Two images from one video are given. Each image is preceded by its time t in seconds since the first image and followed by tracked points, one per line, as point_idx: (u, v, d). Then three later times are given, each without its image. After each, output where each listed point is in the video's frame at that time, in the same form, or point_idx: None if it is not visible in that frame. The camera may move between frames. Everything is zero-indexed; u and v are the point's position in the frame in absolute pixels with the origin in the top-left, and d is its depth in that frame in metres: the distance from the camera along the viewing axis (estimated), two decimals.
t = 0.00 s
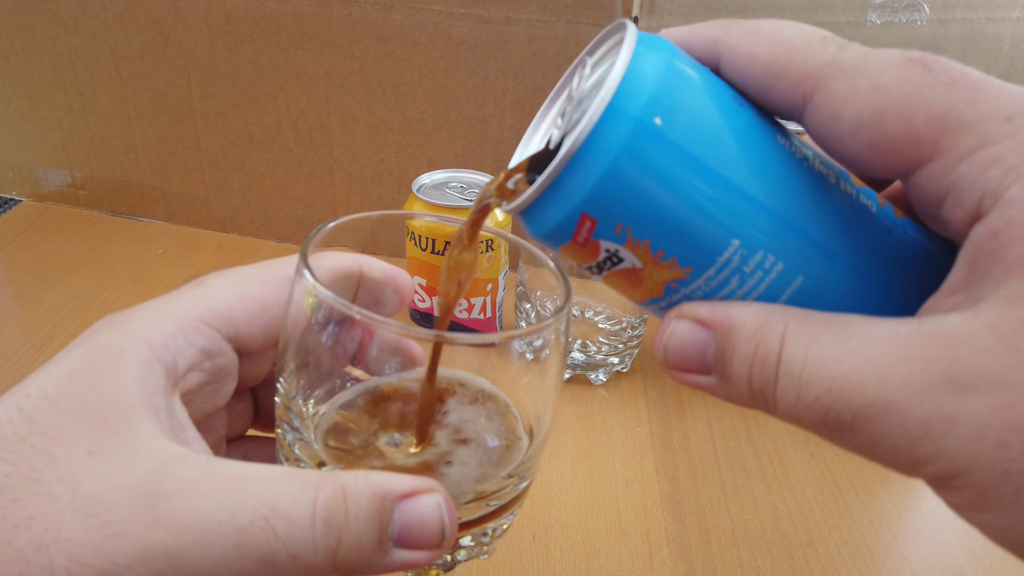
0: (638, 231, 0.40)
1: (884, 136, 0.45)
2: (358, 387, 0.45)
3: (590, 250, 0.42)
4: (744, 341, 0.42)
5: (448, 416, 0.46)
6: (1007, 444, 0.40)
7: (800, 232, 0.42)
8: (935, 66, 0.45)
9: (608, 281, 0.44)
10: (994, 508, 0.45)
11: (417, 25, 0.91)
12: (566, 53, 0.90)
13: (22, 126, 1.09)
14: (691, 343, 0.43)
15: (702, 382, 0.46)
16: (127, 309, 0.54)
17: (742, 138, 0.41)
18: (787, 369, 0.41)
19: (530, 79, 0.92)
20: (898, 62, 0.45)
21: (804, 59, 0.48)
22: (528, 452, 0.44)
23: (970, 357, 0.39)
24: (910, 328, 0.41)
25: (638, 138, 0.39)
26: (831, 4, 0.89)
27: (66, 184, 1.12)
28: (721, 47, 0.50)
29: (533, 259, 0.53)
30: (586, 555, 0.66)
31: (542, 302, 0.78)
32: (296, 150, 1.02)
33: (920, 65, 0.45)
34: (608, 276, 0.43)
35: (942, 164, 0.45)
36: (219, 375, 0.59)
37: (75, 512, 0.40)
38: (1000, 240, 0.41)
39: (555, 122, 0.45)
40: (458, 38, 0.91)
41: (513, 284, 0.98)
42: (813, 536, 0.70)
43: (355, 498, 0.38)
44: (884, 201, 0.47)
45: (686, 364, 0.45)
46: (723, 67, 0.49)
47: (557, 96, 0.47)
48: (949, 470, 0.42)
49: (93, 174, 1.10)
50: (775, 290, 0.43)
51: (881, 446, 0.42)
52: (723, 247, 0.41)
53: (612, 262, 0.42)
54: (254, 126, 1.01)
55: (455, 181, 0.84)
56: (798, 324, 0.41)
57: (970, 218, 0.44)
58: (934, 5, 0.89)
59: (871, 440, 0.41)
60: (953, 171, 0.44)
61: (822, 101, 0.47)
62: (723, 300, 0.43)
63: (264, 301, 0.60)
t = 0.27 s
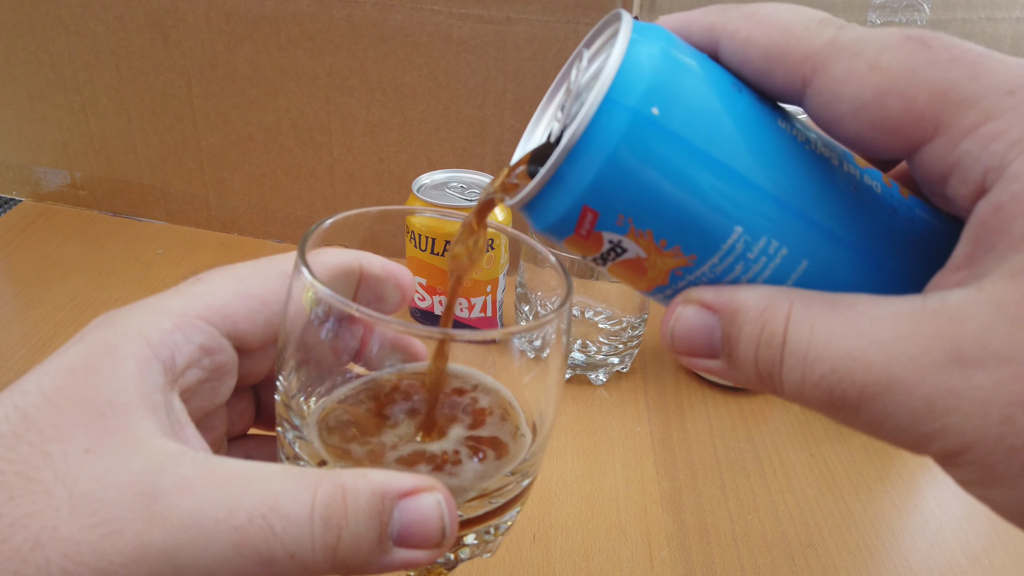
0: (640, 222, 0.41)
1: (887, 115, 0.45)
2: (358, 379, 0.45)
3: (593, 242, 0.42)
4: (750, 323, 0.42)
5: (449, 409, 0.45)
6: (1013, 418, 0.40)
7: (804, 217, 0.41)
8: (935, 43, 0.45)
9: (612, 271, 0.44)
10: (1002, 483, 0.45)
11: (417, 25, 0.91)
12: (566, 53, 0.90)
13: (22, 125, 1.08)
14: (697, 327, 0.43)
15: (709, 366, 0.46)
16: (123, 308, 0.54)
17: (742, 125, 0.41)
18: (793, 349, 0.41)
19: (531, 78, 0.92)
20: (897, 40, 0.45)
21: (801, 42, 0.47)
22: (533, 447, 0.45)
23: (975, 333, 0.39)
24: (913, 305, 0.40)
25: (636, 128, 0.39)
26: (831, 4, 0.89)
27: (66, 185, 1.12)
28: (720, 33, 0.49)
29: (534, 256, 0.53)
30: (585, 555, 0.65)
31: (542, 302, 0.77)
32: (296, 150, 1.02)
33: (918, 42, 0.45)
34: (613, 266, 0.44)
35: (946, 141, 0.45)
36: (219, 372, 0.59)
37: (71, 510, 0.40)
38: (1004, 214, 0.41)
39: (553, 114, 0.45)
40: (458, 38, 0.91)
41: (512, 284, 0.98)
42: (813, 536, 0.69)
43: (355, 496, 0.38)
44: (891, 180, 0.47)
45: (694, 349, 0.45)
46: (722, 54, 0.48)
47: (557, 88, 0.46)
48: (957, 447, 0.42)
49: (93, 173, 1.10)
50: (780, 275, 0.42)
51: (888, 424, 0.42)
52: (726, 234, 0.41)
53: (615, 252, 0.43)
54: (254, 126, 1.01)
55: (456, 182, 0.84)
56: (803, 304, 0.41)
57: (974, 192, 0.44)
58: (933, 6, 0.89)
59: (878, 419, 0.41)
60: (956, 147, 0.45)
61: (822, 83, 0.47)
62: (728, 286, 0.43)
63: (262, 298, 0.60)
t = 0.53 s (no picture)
0: (634, 217, 0.41)
1: (877, 103, 0.45)
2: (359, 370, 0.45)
3: (588, 238, 0.42)
4: (747, 315, 0.42)
5: (447, 406, 0.45)
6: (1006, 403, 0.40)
7: (797, 206, 0.41)
8: (924, 29, 0.44)
9: (609, 266, 0.44)
10: (999, 468, 0.45)
11: (417, 25, 0.91)
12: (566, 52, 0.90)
13: (21, 125, 1.08)
14: (695, 321, 0.43)
15: (708, 358, 0.46)
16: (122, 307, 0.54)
17: (733, 117, 0.41)
18: (788, 340, 0.41)
19: (531, 78, 0.92)
20: (887, 28, 0.44)
21: (790, 34, 0.47)
22: (535, 444, 0.44)
23: (966, 318, 0.39)
24: (906, 292, 0.40)
25: (626, 123, 0.39)
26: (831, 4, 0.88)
27: (66, 184, 1.12)
28: (710, 26, 0.49)
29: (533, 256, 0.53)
30: (586, 555, 0.65)
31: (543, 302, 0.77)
32: (296, 150, 1.02)
33: (907, 29, 0.44)
34: (609, 261, 0.44)
35: (937, 127, 0.45)
36: (218, 372, 0.59)
37: (69, 509, 0.40)
38: (993, 200, 0.41)
39: (546, 111, 0.45)
40: (458, 39, 0.91)
41: (513, 284, 0.98)
42: (814, 536, 0.69)
43: (353, 496, 0.38)
44: (886, 166, 0.47)
45: (692, 342, 0.45)
46: (712, 46, 0.49)
47: (549, 86, 0.46)
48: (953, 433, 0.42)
49: (93, 173, 1.10)
50: (775, 266, 0.42)
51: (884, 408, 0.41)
52: (720, 227, 0.41)
53: (611, 247, 0.43)
54: (254, 126, 1.01)
55: (455, 181, 0.84)
56: (798, 294, 0.41)
57: (966, 177, 0.44)
58: (934, 6, 0.89)
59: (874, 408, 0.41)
60: (947, 133, 0.44)
61: (812, 73, 0.47)
62: (723, 278, 0.43)
63: (262, 298, 0.60)
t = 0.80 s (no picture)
0: (635, 212, 0.41)
1: (877, 95, 0.45)
2: (361, 371, 0.45)
3: (590, 234, 0.43)
4: (750, 307, 0.42)
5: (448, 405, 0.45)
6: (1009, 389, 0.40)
7: (799, 197, 0.41)
8: (921, 19, 0.45)
9: (612, 261, 0.45)
10: (1004, 455, 0.44)
11: (417, 25, 0.91)
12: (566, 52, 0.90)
13: (21, 125, 1.09)
14: (698, 313, 0.44)
15: (714, 350, 0.47)
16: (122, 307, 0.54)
17: (733, 111, 0.41)
18: (791, 332, 0.41)
19: (531, 77, 0.92)
20: (885, 19, 0.45)
21: (789, 26, 0.47)
22: (535, 442, 0.45)
23: (968, 305, 0.39)
24: (908, 281, 0.40)
25: (626, 119, 0.39)
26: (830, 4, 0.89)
27: (66, 185, 1.12)
28: (709, 20, 0.48)
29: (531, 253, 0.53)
30: (586, 555, 0.66)
31: (543, 302, 0.77)
32: (296, 150, 1.02)
33: (905, 19, 0.45)
34: (612, 256, 0.44)
35: (937, 117, 0.45)
36: (217, 372, 0.59)
37: (70, 509, 0.40)
38: (994, 186, 0.41)
39: (547, 109, 0.45)
40: (458, 39, 0.91)
41: (512, 283, 0.98)
42: (814, 536, 0.69)
43: (353, 496, 0.38)
44: (888, 155, 0.46)
45: (696, 335, 0.46)
46: (711, 40, 0.48)
47: (550, 83, 0.46)
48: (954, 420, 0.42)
49: (93, 173, 1.10)
50: (778, 258, 0.42)
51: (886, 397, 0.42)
52: (722, 220, 0.41)
53: (613, 242, 0.43)
54: (254, 127, 1.01)
55: (455, 181, 0.84)
56: (800, 286, 0.41)
57: (967, 166, 0.44)
58: (933, 6, 0.89)
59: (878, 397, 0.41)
60: (947, 122, 0.44)
61: (811, 66, 0.47)
62: (727, 270, 0.43)
63: (262, 298, 0.60)
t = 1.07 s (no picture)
0: (640, 202, 0.41)
1: (881, 80, 0.45)
2: (363, 366, 0.45)
3: (595, 225, 0.43)
4: (757, 294, 0.42)
5: (450, 404, 0.45)
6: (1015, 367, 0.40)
7: (804, 184, 0.41)
8: (924, 3, 0.45)
9: (618, 253, 0.44)
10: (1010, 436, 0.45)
11: (417, 25, 0.91)
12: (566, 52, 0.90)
13: (21, 125, 1.09)
14: (705, 303, 0.44)
15: (720, 339, 0.47)
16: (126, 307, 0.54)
17: (736, 99, 0.41)
18: (798, 318, 0.41)
19: (531, 77, 0.92)
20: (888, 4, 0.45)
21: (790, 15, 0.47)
22: (539, 439, 0.45)
23: (975, 285, 0.39)
24: (914, 262, 0.40)
25: (629, 109, 0.39)
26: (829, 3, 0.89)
27: (66, 184, 1.12)
28: (710, 11, 0.48)
29: (531, 252, 0.53)
30: (586, 555, 0.66)
31: (543, 302, 0.77)
32: (296, 150, 1.02)
33: (908, 5, 0.45)
34: (617, 248, 0.44)
35: (942, 100, 0.45)
36: (219, 373, 0.59)
37: (71, 510, 0.40)
38: (1001, 167, 0.41)
39: (551, 102, 0.46)
40: (458, 39, 0.91)
41: (512, 283, 0.98)
42: (813, 536, 0.69)
43: (353, 498, 0.38)
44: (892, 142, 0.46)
45: (704, 323, 0.45)
46: (714, 30, 0.48)
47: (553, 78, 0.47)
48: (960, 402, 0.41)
49: (93, 173, 1.10)
50: (784, 246, 0.42)
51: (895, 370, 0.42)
52: (727, 208, 0.41)
53: (618, 234, 0.43)
54: (254, 127, 1.01)
55: (455, 181, 0.84)
56: (806, 272, 0.41)
57: (973, 150, 0.44)
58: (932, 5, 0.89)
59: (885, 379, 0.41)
60: (952, 105, 0.44)
61: (813, 54, 0.47)
62: (733, 259, 0.43)
63: (264, 300, 0.60)
